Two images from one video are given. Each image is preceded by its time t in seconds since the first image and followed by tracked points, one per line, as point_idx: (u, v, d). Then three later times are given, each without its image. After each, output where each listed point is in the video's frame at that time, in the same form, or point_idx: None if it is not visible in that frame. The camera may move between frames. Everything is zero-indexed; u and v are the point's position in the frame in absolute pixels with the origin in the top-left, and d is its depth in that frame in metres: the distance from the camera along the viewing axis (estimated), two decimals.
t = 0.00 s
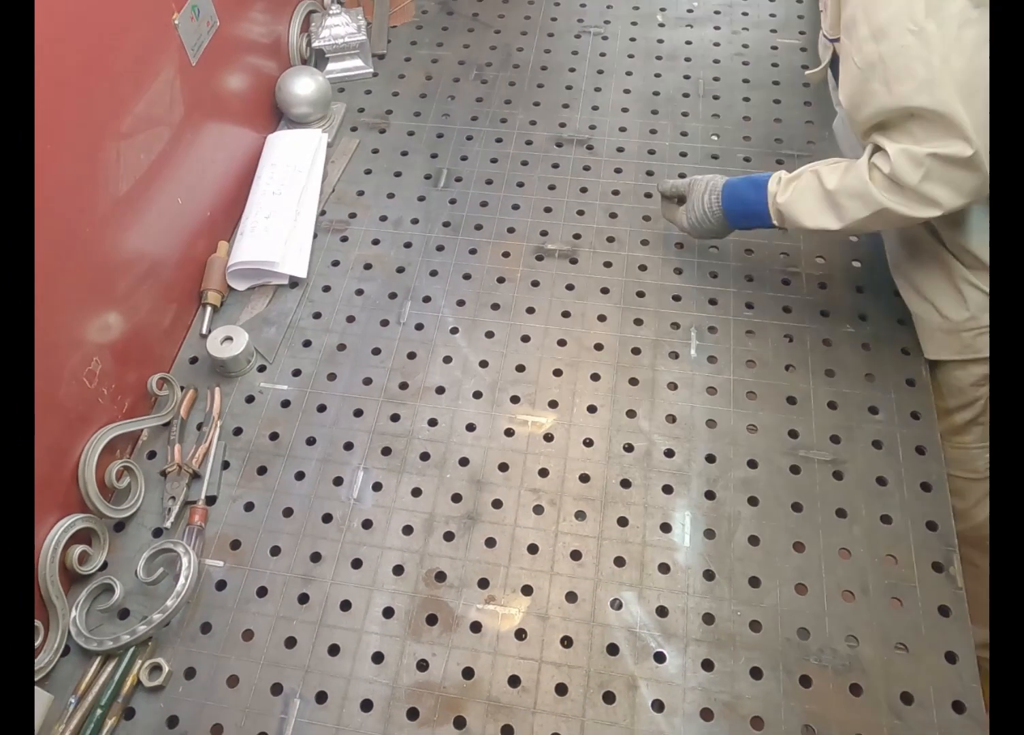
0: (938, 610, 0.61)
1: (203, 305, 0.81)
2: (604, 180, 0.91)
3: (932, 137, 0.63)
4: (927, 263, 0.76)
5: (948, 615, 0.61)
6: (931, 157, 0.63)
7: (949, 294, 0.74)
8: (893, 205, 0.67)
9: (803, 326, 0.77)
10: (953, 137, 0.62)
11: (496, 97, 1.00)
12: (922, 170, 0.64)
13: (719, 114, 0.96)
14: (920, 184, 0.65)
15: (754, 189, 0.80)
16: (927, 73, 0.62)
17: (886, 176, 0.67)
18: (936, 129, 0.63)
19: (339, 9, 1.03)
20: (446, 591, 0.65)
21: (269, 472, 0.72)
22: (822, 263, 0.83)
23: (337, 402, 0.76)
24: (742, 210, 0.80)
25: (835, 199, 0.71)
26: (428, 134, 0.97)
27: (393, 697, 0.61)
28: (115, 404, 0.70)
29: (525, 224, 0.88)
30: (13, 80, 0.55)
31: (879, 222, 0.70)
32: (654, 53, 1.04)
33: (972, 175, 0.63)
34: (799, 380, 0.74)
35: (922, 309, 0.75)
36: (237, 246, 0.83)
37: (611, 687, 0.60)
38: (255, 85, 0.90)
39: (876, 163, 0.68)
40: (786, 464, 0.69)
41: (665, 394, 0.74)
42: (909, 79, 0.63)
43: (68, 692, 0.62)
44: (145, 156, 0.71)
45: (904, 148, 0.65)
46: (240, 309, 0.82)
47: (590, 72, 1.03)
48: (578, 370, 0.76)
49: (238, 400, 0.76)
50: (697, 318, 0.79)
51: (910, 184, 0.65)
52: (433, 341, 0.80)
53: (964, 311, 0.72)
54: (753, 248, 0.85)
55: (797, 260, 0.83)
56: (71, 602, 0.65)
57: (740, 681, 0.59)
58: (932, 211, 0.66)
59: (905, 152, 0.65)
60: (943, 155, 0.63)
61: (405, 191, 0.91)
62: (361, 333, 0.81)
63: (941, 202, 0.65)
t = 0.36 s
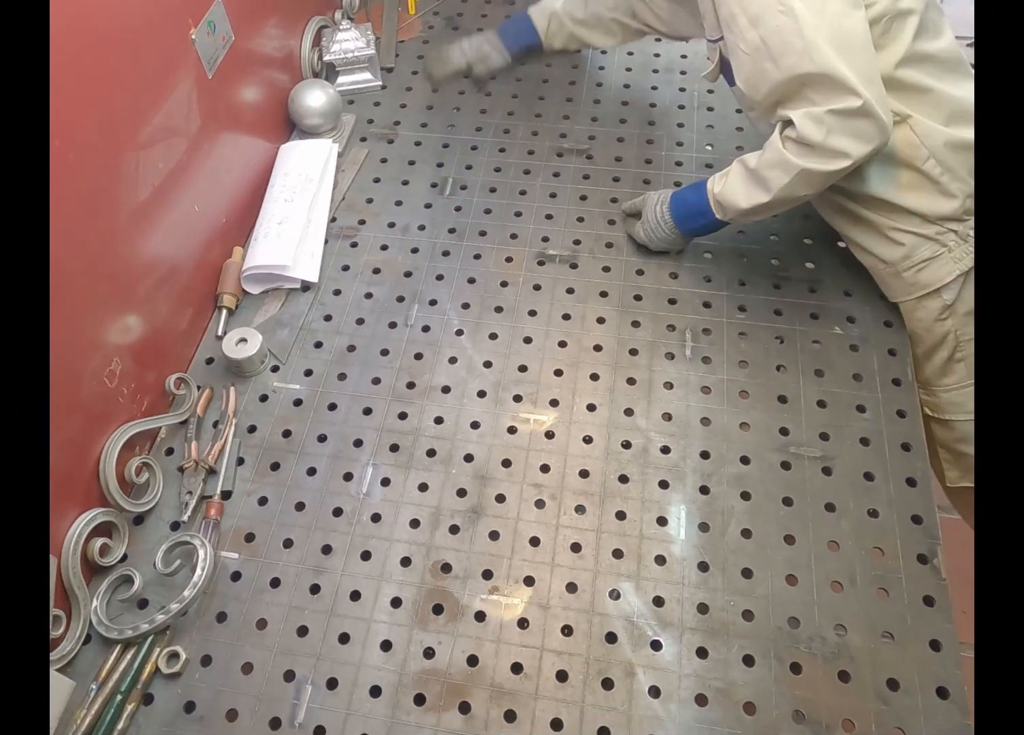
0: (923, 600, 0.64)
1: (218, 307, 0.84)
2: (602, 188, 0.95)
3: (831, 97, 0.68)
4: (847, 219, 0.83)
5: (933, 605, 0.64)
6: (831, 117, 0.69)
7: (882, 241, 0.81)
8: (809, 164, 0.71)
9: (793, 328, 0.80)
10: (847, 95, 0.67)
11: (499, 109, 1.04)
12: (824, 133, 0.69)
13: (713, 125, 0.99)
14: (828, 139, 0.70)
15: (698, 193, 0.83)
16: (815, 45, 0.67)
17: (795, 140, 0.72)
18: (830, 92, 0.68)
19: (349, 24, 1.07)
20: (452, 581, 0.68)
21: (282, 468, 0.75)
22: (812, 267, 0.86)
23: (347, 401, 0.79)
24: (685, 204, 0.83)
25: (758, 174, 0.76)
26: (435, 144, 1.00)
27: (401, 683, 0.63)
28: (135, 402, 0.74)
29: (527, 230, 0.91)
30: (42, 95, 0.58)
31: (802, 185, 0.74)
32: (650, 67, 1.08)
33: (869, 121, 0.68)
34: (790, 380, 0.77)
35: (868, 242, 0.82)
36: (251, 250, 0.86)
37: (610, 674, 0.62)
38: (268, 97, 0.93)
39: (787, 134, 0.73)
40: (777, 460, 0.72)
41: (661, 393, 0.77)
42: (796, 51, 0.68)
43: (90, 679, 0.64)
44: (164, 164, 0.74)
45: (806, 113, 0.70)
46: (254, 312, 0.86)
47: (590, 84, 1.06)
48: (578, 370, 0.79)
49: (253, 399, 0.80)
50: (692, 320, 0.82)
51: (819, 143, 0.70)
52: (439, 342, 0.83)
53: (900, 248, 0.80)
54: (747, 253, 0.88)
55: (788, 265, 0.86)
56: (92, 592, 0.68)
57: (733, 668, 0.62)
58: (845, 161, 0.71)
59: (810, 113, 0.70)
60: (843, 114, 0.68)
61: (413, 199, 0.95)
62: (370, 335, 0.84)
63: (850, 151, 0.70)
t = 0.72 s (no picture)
0: (909, 591, 0.67)
1: (233, 310, 0.87)
2: (602, 195, 0.98)
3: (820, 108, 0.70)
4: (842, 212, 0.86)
5: (918, 595, 0.66)
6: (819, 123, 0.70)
7: (876, 241, 0.84)
8: (788, 166, 0.74)
9: (784, 330, 0.83)
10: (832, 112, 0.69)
11: (502, 120, 1.07)
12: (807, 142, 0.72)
13: (708, 135, 1.03)
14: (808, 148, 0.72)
15: (691, 196, 0.86)
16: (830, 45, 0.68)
17: (782, 141, 0.74)
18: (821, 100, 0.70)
19: (358, 39, 1.11)
20: (457, 573, 0.70)
21: (294, 464, 0.78)
22: (802, 271, 0.88)
23: (356, 400, 0.82)
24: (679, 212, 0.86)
25: (741, 173, 0.79)
26: (441, 153, 1.04)
27: (408, 671, 0.66)
28: (154, 401, 0.77)
29: (529, 235, 0.94)
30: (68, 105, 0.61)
31: (780, 188, 0.76)
32: (646, 80, 1.11)
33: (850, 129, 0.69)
34: (781, 379, 0.80)
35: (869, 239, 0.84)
36: (265, 256, 0.89)
37: (608, 661, 0.65)
38: (281, 109, 0.97)
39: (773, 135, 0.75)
40: (769, 457, 0.74)
41: (658, 393, 0.80)
42: (807, 35, 0.69)
43: (110, 666, 0.67)
44: (180, 173, 0.77)
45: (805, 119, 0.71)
46: (267, 315, 0.89)
47: (589, 96, 1.10)
48: (578, 370, 0.82)
49: (266, 398, 0.83)
50: (688, 322, 0.85)
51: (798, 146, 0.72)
52: (445, 344, 0.86)
53: (892, 251, 0.83)
54: (740, 258, 0.91)
55: (779, 269, 0.89)
56: (112, 583, 0.70)
57: (727, 656, 0.65)
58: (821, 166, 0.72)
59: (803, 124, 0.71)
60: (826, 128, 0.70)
61: (419, 206, 0.98)
62: (378, 337, 0.87)
63: (826, 157, 0.71)
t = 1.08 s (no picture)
0: (896, 582, 0.69)
1: (246, 312, 0.91)
2: (601, 202, 1.01)
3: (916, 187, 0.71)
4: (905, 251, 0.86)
5: (905, 587, 0.69)
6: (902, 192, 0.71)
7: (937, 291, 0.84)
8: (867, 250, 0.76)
9: (777, 332, 0.86)
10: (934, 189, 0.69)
11: (505, 130, 1.11)
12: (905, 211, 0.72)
13: (703, 145, 1.06)
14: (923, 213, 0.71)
15: (741, 224, 0.87)
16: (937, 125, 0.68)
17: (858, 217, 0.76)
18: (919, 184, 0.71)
19: (367, 52, 1.14)
20: (462, 565, 0.73)
21: (305, 460, 0.81)
22: (794, 274, 0.91)
23: (365, 399, 0.85)
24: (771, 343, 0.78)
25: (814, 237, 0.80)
26: (446, 162, 1.07)
27: (415, 659, 0.68)
28: (170, 400, 0.80)
29: (531, 241, 0.98)
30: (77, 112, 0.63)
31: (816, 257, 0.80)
32: (643, 91, 1.15)
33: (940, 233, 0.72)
34: (774, 379, 0.82)
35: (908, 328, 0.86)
36: (277, 260, 0.93)
37: (607, 650, 0.67)
38: (292, 120, 1.01)
39: (859, 211, 0.76)
40: (762, 453, 0.77)
41: (655, 392, 0.82)
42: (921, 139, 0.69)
43: (128, 654, 0.70)
44: (195, 181, 0.80)
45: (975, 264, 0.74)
46: (279, 317, 0.92)
47: (588, 108, 1.13)
48: (578, 370, 0.85)
49: (278, 397, 0.86)
50: (684, 324, 0.88)
51: (888, 238, 0.74)
52: (450, 345, 0.89)
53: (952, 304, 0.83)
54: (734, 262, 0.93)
55: (771, 272, 0.92)
56: (129, 575, 0.73)
57: (721, 645, 0.67)
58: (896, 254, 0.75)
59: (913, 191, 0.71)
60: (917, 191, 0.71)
61: (426, 213, 1.01)
62: (386, 338, 0.90)
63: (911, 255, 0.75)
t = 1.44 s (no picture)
0: (884, 574, 0.72)
1: (259, 315, 0.94)
2: (600, 209, 1.04)
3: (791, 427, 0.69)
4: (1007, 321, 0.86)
5: (892, 578, 0.72)
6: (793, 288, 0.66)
7: None
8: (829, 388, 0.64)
9: (769, 333, 0.89)
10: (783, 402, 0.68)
11: (508, 139, 1.14)
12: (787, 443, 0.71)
13: (698, 154, 1.09)
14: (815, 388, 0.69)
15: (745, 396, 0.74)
16: (791, 412, 0.67)
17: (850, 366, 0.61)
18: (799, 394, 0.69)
19: (375, 64, 1.18)
20: (466, 557, 0.76)
21: (315, 457, 0.84)
22: (787, 277, 0.94)
23: (373, 398, 0.88)
24: (672, 472, 0.76)
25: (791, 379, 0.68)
26: (451, 170, 1.10)
27: (421, 648, 0.71)
28: (185, 399, 0.83)
29: (533, 246, 1.01)
30: (76, 107, 0.60)
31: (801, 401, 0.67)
32: (641, 102, 1.18)
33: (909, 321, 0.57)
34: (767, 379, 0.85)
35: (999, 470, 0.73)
36: (289, 265, 0.96)
37: (606, 640, 0.70)
38: (302, 129, 1.04)
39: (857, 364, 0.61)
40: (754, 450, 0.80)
41: (652, 392, 0.85)
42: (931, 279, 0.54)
43: (145, 644, 0.71)
44: (207, 189, 0.82)
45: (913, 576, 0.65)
46: (291, 319, 0.95)
47: (587, 117, 1.16)
48: (578, 370, 0.88)
49: (289, 396, 0.89)
50: (680, 326, 0.91)
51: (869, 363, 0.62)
52: (454, 346, 0.92)
53: None
54: (728, 266, 0.96)
55: (765, 275, 0.95)
56: (146, 567, 0.75)
57: (716, 635, 0.70)
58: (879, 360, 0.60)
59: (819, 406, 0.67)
60: (824, 421, 0.68)
61: (431, 219, 1.05)
62: (393, 340, 0.93)
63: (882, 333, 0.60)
